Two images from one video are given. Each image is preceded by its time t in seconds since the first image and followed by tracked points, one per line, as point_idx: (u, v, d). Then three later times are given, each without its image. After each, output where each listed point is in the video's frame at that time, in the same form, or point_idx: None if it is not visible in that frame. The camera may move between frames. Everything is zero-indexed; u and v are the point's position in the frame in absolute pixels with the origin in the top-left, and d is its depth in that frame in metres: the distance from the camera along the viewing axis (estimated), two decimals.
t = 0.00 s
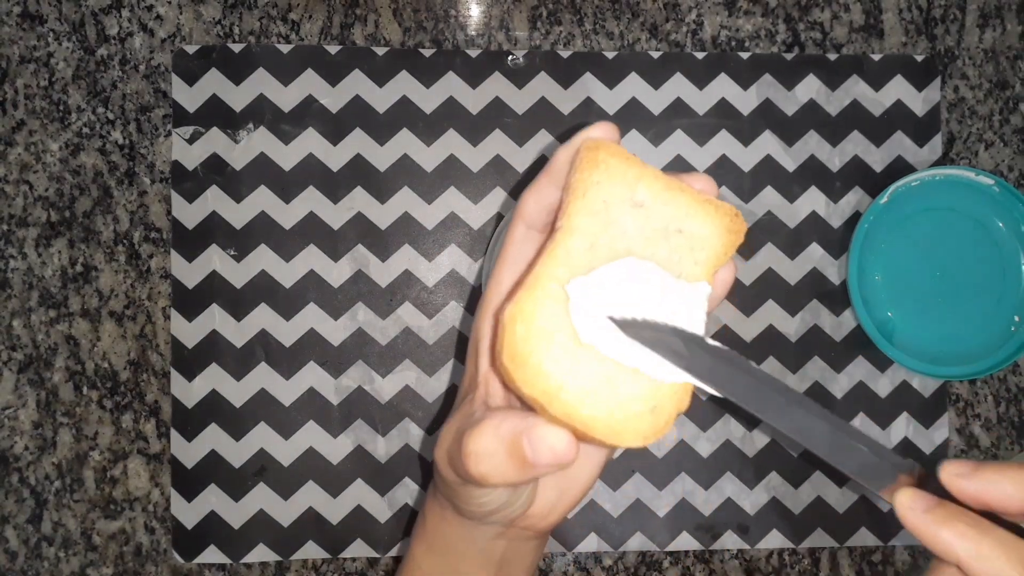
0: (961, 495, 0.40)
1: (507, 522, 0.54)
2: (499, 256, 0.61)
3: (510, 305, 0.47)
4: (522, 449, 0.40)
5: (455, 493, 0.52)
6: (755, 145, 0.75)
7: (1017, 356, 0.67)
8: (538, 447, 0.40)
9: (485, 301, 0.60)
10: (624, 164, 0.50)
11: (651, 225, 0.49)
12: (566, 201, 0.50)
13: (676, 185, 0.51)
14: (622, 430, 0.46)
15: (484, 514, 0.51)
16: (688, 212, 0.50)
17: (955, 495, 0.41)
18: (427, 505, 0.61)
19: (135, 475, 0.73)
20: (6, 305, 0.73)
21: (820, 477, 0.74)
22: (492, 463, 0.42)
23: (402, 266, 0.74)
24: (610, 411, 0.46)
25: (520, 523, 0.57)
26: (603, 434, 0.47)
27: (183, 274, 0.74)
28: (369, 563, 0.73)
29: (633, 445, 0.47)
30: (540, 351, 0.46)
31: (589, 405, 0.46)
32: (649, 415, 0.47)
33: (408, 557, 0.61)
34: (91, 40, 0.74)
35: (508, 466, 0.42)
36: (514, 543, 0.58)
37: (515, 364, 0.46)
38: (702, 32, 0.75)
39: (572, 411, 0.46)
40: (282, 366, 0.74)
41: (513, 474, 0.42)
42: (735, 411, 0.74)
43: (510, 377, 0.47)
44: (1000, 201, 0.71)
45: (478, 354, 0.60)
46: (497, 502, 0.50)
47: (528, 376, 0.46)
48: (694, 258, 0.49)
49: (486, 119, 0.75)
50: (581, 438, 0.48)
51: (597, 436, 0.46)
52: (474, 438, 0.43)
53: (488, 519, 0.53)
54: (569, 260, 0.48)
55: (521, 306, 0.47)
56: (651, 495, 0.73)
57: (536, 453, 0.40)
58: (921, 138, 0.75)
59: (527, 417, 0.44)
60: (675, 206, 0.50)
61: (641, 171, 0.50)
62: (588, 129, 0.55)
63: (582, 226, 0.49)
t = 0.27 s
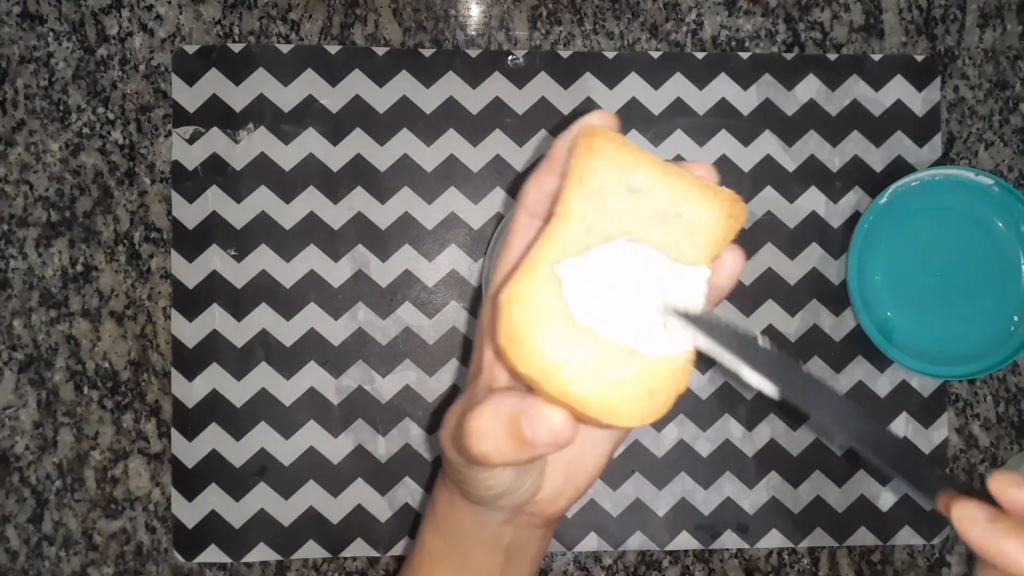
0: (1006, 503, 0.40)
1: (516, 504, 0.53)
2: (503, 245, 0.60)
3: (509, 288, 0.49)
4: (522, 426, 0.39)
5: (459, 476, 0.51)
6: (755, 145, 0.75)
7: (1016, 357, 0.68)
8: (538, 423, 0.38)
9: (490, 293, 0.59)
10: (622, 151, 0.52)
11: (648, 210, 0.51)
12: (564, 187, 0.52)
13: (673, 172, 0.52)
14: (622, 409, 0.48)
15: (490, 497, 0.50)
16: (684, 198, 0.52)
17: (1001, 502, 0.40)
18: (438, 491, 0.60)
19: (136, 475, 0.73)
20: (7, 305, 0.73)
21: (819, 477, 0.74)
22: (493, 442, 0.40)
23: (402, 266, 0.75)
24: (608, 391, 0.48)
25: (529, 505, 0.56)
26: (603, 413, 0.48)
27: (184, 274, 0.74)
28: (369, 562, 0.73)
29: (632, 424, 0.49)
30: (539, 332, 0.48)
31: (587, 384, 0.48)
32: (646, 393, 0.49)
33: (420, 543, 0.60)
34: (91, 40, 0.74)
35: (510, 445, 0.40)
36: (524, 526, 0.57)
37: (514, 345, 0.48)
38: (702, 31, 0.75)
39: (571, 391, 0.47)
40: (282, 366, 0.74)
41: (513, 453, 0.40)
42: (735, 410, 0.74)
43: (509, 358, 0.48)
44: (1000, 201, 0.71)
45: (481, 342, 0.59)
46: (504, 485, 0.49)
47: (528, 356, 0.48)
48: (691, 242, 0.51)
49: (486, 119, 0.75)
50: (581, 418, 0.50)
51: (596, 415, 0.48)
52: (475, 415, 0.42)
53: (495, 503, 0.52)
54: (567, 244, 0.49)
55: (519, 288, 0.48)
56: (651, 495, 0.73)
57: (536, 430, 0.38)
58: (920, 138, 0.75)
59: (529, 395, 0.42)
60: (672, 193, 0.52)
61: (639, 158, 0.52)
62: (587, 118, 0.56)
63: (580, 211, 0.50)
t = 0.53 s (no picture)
0: (943, 457, 0.45)
1: (542, 506, 0.55)
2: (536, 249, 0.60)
3: (563, 297, 0.48)
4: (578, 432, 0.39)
5: (491, 478, 0.52)
6: (755, 145, 0.75)
7: (1016, 356, 0.68)
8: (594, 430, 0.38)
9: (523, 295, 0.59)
10: (666, 160, 0.51)
11: (692, 219, 0.51)
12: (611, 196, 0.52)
13: (715, 180, 0.52)
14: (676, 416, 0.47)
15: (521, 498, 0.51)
16: (725, 206, 0.52)
17: (939, 458, 0.46)
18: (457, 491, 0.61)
19: (136, 475, 0.73)
20: (7, 305, 0.73)
21: (820, 477, 0.74)
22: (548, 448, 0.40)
23: (402, 266, 0.75)
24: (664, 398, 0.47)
25: (554, 507, 0.57)
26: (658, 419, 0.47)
27: (184, 274, 0.74)
28: (369, 562, 0.73)
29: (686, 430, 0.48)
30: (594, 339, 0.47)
31: (642, 391, 0.47)
32: (696, 399, 0.47)
33: (435, 541, 0.61)
34: (91, 40, 0.74)
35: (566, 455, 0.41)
36: (546, 525, 0.58)
37: (571, 354, 0.47)
38: (702, 32, 0.75)
39: (625, 397, 0.46)
40: (282, 366, 0.74)
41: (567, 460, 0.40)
42: (735, 410, 0.74)
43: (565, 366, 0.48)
44: (1000, 201, 0.71)
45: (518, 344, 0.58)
46: (537, 486, 0.50)
47: (586, 365, 0.47)
48: (733, 249, 0.51)
49: (486, 119, 0.75)
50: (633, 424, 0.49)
51: (651, 422, 0.47)
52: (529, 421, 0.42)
53: (523, 504, 0.53)
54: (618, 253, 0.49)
55: (574, 297, 0.48)
56: (651, 495, 0.73)
57: (592, 437, 0.38)
58: (921, 138, 0.75)
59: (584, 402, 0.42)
60: (714, 200, 0.52)
61: (682, 167, 0.52)
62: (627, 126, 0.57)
63: (628, 220, 0.50)
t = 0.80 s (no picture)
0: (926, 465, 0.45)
1: (538, 499, 0.55)
2: (533, 243, 0.60)
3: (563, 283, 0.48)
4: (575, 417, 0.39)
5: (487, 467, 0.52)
6: (755, 145, 0.75)
7: (1016, 356, 0.68)
8: (591, 414, 0.38)
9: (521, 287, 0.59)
10: (662, 152, 0.51)
11: (688, 209, 0.51)
12: (608, 187, 0.51)
13: (710, 172, 0.52)
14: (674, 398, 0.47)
15: (517, 490, 0.52)
16: (720, 198, 0.52)
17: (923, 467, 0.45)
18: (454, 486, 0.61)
19: (136, 475, 0.73)
20: (7, 305, 0.73)
21: (819, 477, 0.74)
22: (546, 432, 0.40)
23: (402, 266, 0.75)
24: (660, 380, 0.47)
25: (549, 500, 0.57)
26: (656, 402, 0.47)
27: (184, 274, 0.74)
28: (369, 562, 0.73)
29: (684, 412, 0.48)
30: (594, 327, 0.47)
31: (641, 374, 0.47)
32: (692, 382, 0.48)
33: (432, 539, 0.61)
34: (91, 40, 0.74)
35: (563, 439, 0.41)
36: (542, 520, 0.58)
37: (571, 340, 0.46)
38: (702, 32, 0.75)
39: (624, 380, 0.47)
40: (282, 366, 0.74)
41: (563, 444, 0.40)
42: (735, 410, 0.74)
43: (565, 352, 0.47)
44: (1000, 201, 0.71)
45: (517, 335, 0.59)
46: (533, 477, 0.50)
47: (586, 351, 0.46)
48: (727, 239, 0.51)
49: (486, 119, 0.75)
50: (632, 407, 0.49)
51: (650, 404, 0.47)
52: (528, 407, 0.42)
53: (519, 497, 0.53)
54: (617, 241, 0.49)
55: (574, 283, 0.47)
56: (651, 495, 0.73)
57: (591, 420, 0.38)
58: (921, 138, 0.75)
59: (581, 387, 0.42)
60: (708, 192, 0.51)
61: (678, 158, 0.51)
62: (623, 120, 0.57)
63: (626, 209, 0.50)
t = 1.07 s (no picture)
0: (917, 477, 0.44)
1: (534, 494, 0.55)
2: (524, 239, 0.60)
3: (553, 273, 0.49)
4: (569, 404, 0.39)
5: (482, 461, 0.52)
6: (754, 146, 0.76)
7: (1013, 356, 0.68)
8: (585, 401, 0.39)
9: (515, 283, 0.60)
10: (649, 146, 0.52)
11: (676, 201, 0.51)
12: (598, 180, 0.52)
13: (696, 165, 0.53)
14: (664, 383, 0.48)
15: (512, 483, 0.52)
16: (707, 190, 0.52)
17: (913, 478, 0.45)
18: (451, 482, 0.61)
19: (137, 475, 0.73)
20: (8, 305, 0.73)
21: (818, 476, 0.74)
22: (541, 420, 0.40)
23: (403, 266, 0.75)
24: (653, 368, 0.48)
25: (544, 494, 0.58)
26: (647, 388, 0.49)
27: (185, 274, 0.74)
28: (370, 562, 0.73)
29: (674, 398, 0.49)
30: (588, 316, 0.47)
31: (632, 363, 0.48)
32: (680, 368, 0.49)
33: (429, 535, 0.61)
34: (92, 41, 0.74)
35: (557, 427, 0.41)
36: (537, 515, 0.59)
37: (562, 326, 0.48)
38: (701, 33, 0.76)
39: (615, 367, 0.48)
40: (283, 365, 0.74)
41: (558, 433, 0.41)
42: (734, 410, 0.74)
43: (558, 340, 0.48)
44: (998, 201, 0.71)
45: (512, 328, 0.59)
46: (528, 470, 0.51)
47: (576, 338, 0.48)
48: (714, 231, 0.51)
49: (486, 120, 0.75)
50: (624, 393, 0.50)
51: (640, 389, 0.48)
52: (523, 395, 0.42)
53: (515, 491, 0.54)
54: (607, 232, 0.49)
55: (564, 273, 0.48)
56: (650, 494, 0.74)
57: (583, 406, 0.39)
58: (919, 139, 0.76)
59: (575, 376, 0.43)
60: (695, 185, 0.52)
61: (665, 152, 0.52)
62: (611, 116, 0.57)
63: (614, 201, 0.50)
